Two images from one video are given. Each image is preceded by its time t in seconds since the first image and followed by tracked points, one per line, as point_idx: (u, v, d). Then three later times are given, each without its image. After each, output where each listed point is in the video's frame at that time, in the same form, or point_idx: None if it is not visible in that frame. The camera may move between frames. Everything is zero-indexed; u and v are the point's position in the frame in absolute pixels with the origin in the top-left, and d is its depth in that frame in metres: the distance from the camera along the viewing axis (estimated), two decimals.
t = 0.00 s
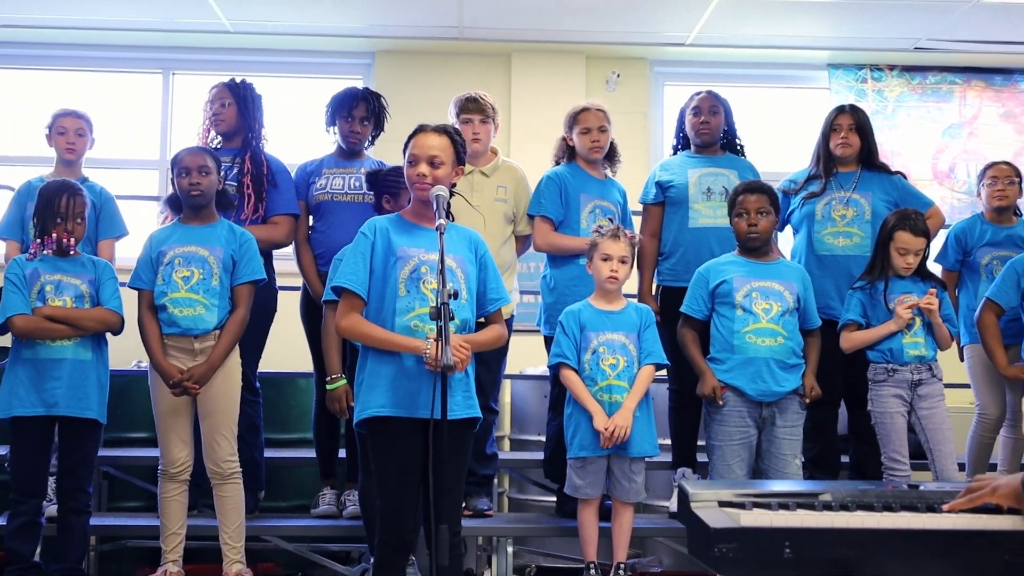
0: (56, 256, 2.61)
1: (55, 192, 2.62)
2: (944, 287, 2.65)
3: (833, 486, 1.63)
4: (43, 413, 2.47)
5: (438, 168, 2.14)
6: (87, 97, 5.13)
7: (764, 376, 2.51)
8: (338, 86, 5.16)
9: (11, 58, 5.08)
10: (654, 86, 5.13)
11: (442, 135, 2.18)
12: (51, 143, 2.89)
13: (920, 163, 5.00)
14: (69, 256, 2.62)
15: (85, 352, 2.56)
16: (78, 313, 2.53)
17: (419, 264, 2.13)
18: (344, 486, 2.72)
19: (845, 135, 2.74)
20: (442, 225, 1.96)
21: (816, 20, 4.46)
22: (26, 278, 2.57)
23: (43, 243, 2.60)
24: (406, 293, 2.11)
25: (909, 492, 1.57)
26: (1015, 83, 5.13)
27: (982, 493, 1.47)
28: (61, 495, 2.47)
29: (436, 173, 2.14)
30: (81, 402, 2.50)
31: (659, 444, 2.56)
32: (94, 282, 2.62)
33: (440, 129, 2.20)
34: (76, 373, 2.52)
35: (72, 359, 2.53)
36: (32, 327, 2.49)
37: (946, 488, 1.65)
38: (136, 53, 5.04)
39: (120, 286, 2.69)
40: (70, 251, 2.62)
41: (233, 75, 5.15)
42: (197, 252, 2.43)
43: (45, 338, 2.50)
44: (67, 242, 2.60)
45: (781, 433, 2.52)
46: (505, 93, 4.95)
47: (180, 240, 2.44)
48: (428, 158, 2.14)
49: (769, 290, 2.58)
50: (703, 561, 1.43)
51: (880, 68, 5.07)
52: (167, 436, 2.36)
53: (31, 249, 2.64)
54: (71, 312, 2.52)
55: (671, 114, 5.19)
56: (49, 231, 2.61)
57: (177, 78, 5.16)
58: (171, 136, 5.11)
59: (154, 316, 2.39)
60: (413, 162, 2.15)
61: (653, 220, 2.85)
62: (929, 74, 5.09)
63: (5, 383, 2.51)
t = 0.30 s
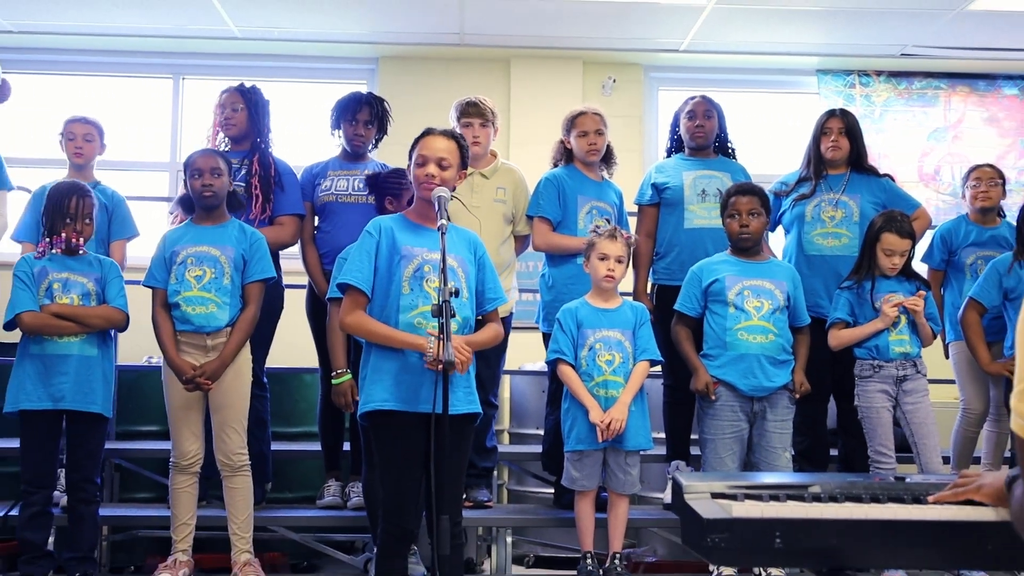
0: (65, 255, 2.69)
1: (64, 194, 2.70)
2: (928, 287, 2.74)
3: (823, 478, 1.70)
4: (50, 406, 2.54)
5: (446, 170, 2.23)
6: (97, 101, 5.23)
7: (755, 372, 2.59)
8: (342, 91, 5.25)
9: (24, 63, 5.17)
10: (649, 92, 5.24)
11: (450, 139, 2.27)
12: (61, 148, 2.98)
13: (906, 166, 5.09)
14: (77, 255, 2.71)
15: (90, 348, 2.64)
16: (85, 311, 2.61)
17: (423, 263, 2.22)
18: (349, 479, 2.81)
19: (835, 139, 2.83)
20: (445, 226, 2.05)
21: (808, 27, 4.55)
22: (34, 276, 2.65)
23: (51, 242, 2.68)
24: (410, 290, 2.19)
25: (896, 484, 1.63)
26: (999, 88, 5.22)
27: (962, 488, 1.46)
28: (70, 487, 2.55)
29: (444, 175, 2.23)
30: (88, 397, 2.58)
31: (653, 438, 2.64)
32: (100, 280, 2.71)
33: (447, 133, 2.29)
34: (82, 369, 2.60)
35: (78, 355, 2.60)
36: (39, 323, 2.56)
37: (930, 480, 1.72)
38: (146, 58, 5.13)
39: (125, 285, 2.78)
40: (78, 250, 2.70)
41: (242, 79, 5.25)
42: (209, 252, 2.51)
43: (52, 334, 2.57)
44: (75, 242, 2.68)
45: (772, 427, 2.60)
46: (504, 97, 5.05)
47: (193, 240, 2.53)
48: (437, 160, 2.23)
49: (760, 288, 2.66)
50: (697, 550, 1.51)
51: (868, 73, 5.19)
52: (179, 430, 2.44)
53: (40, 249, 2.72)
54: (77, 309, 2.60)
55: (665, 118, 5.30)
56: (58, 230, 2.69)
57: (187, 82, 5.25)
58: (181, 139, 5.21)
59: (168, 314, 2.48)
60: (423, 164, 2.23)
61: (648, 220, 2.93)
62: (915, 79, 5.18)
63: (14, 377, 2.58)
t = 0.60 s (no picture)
0: (73, 254, 2.77)
1: (72, 196, 2.77)
2: (916, 285, 2.82)
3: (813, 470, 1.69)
4: (60, 402, 2.60)
5: (455, 173, 2.32)
6: (105, 104, 5.31)
7: (749, 368, 2.66)
8: (345, 94, 5.33)
9: (33, 68, 5.25)
10: (645, 95, 5.32)
11: (455, 143, 2.35)
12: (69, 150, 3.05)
13: (897, 169, 5.17)
14: (85, 255, 2.78)
15: (99, 345, 2.70)
16: (93, 309, 2.68)
17: (423, 262, 2.29)
18: (353, 472, 2.88)
19: (827, 141, 2.90)
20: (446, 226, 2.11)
21: (802, 33, 4.64)
22: (44, 276, 2.72)
23: (60, 242, 2.76)
24: (411, 289, 2.27)
25: (885, 477, 1.62)
26: (985, 92, 5.29)
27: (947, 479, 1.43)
28: (80, 480, 2.61)
29: (453, 178, 2.32)
30: (97, 392, 2.64)
31: (649, 432, 2.71)
32: (109, 279, 2.79)
33: (452, 137, 2.36)
34: (91, 365, 2.66)
35: (88, 352, 2.67)
36: (50, 321, 2.64)
37: (919, 473, 1.70)
38: (157, 63, 5.22)
39: (133, 283, 2.85)
40: (86, 250, 2.77)
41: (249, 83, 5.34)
42: (228, 252, 2.58)
43: (61, 332, 2.65)
44: (84, 242, 2.75)
45: (765, 422, 2.68)
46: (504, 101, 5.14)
47: (213, 241, 2.60)
48: (448, 164, 2.31)
49: (753, 287, 2.74)
50: (689, 541, 1.49)
51: (858, 78, 5.25)
52: (194, 425, 2.53)
53: (49, 249, 2.79)
54: (87, 308, 2.67)
55: (661, 122, 5.38)
56: (67, 231, 2.76)
57: (195, 87, 5.33)
58: (189, 141, 5.29)
59: (187, 312, 2.55)
60: (434, 166, 2.30)
61: (644, 221, 3.01)
62: (904, 83, 5.26)
63: (25, 374, 2.64)
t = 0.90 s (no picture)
0: (85, 254, 2.84)
1: (83, 197, 2.84)
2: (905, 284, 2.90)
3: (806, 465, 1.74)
4: (74, 398, 2.67)
5: (453, 176, 2.39)
6: (113, 108, 5.40)
7: (743, 365, 2.73)
8: (347, 99, 5.43)
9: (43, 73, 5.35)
10: (641, 99, 5.42)
11: (451, 146, 2.42)
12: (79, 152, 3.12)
13: (885, 171, 5.29)
14: (97, 254, 2.85)
15: (112, 342, 2.78)
16: (106, 307, 2.75)
17: (422, 262, 2.36)
18: (357, 466, 2.96)
19: (818, 144, 2.98)
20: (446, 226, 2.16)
21: (796, 40, 4.74)
22: (58, 276, 2.79)
23: (73, 243, 2.83)
24: (411, 288, 2.34)
25: (875, 470, 1.71)
26: (971, 95, 5.41)
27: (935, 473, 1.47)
28: (93, 474, 2.69)
29: (451, 181, 2.38)
30: (110, 389, 2.71)
31: (646, 426, 2.78)
32: (121, 278, 2.86)
33: (448, 139, 2.43)
34: (105, 362, 2.73)
35: (101, 350, 2.74)
36: (64, 320, 2.71)
37: (908, 465, 1.78)
38: (166, 68, 5.31)
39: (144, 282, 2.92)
40: (98, 250, 2.85)
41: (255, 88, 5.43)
42: (248, 252, 2.66)
43: (74, 330, 2.72)
44: (96, 242, 2.82)
45: (758, 416, 2.75)
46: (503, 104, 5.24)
47: (233, 241, 2.67)
48: (446, 167, 2.38)
49: (748, 286, 2.81)
50: (686, 533, 1.51)
51: (848, 81, 5.36)
52: (210, 421, 2.60)
53: (62, 250, 2.86)
54: (100, 306, 2.74)
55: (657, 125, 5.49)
56: (79, 232, 2.83)
57: (203, 91, 5.45)
58: (196, 143, 5.41)
59: (208, 310, 2.62)
60: (432, 170, 2.37)
61: (640, 221, 3.08)
62: (893, 87, 5.38)
63: (40, 371, 2.71)
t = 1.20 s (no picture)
0: (98, 254, 2.93)
1: (95, 198, 2.91)
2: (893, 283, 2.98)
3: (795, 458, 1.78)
4: (89, 394, 2.76)
5: (450, 178, 2.46)
6: (119, 111, 5.49)
7: (735, 361, 2.81)
8: (350, 103, 5.54)
9: (52, 78, 5.45)
10: (636, 103, 5.53)
11: (448, 147, 2.48)
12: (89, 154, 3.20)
13: (872, 173, 5.42)
14: (109, 254, 2.94)
15: (125, 339, 2.87)
16: (118, 305, 2.83)
17: (422, 262, 2.44)
18: (360, 459, 3.04)
19: (808, 146, 3.06)
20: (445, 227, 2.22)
21: (788, 46, 4.83)
22: (71, 275, 2.87)
23: (85, 244, 2.91)
24: (412, 288, 2.43)
25: (863, 463, 1.72)
26: (956, 99, 5.52)
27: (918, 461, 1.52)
28: (105, 468, 2.77)
29: (449, 182, 2.45)
30: (124, 384, 2.80)
31: (641, 421, 2.86)
32: (133, 277, 2.94)
33: (445, 141, 2.49)
34: (118, 359, 2.82)
35: (114, 347, 2.83)
36: (78, 318, 2.80)
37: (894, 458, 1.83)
38: (172, 73, 5.40)
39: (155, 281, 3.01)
40: (110, 250, 2.93)
41: (258, 91, 5.53)
42: (263, 254, 2.74)
43: (88, 328, 2.81)
44: (108, 242, 2.91)
45: (751, 411, 2.83)
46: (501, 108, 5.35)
47: (249, 242, 2.76)
48: (442, 169, 2.45)
49: (740, 284, 2.89)
50: (679, 524, 1.59)
51: (837, 86, 5.50)
52: (222, 417, 2.68)
53: (75, 250, 2.95)
54: (113, 304, 2.83)
55: (651, 129, 5.61)
56: (91, 232, 2.91)
57: (210, 95, 5.53)
58: (202, 146, 5.51)
59: (224, 309, 2.70)
60: (430, 172, 2.44)
61: (634, 222, 3.17)
62: (880, 90, 5.49)
63: (55, 368, 2.80)
